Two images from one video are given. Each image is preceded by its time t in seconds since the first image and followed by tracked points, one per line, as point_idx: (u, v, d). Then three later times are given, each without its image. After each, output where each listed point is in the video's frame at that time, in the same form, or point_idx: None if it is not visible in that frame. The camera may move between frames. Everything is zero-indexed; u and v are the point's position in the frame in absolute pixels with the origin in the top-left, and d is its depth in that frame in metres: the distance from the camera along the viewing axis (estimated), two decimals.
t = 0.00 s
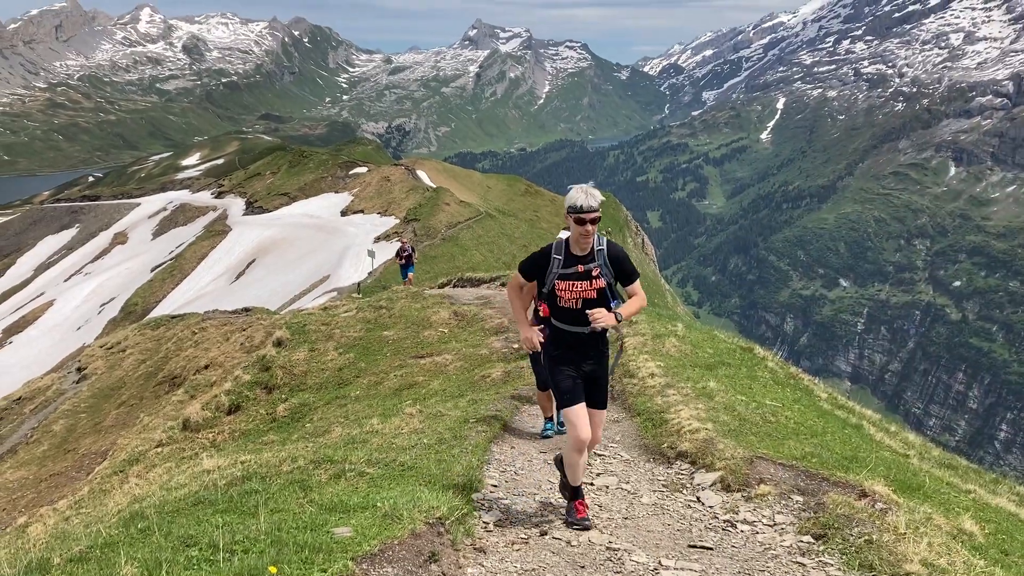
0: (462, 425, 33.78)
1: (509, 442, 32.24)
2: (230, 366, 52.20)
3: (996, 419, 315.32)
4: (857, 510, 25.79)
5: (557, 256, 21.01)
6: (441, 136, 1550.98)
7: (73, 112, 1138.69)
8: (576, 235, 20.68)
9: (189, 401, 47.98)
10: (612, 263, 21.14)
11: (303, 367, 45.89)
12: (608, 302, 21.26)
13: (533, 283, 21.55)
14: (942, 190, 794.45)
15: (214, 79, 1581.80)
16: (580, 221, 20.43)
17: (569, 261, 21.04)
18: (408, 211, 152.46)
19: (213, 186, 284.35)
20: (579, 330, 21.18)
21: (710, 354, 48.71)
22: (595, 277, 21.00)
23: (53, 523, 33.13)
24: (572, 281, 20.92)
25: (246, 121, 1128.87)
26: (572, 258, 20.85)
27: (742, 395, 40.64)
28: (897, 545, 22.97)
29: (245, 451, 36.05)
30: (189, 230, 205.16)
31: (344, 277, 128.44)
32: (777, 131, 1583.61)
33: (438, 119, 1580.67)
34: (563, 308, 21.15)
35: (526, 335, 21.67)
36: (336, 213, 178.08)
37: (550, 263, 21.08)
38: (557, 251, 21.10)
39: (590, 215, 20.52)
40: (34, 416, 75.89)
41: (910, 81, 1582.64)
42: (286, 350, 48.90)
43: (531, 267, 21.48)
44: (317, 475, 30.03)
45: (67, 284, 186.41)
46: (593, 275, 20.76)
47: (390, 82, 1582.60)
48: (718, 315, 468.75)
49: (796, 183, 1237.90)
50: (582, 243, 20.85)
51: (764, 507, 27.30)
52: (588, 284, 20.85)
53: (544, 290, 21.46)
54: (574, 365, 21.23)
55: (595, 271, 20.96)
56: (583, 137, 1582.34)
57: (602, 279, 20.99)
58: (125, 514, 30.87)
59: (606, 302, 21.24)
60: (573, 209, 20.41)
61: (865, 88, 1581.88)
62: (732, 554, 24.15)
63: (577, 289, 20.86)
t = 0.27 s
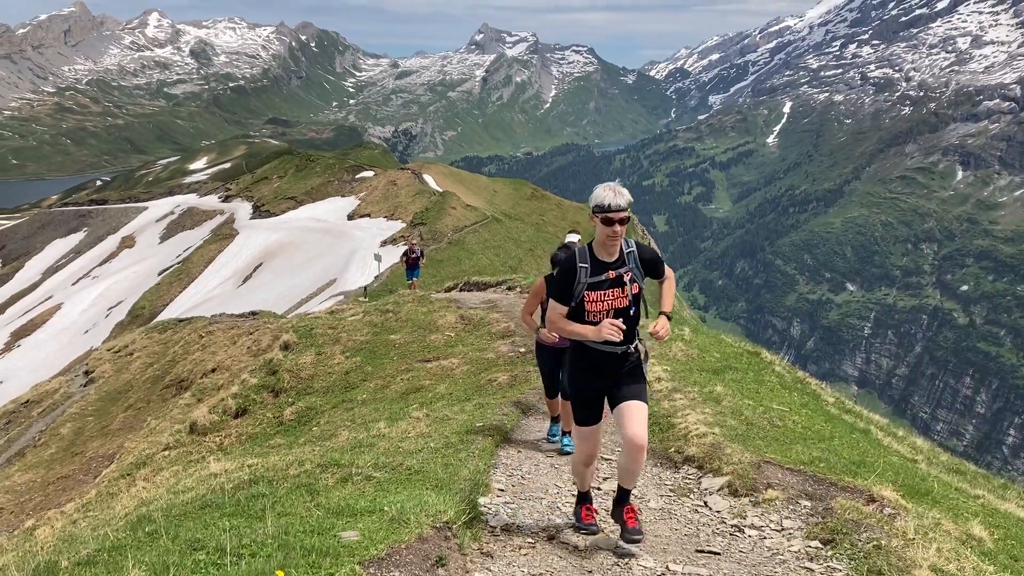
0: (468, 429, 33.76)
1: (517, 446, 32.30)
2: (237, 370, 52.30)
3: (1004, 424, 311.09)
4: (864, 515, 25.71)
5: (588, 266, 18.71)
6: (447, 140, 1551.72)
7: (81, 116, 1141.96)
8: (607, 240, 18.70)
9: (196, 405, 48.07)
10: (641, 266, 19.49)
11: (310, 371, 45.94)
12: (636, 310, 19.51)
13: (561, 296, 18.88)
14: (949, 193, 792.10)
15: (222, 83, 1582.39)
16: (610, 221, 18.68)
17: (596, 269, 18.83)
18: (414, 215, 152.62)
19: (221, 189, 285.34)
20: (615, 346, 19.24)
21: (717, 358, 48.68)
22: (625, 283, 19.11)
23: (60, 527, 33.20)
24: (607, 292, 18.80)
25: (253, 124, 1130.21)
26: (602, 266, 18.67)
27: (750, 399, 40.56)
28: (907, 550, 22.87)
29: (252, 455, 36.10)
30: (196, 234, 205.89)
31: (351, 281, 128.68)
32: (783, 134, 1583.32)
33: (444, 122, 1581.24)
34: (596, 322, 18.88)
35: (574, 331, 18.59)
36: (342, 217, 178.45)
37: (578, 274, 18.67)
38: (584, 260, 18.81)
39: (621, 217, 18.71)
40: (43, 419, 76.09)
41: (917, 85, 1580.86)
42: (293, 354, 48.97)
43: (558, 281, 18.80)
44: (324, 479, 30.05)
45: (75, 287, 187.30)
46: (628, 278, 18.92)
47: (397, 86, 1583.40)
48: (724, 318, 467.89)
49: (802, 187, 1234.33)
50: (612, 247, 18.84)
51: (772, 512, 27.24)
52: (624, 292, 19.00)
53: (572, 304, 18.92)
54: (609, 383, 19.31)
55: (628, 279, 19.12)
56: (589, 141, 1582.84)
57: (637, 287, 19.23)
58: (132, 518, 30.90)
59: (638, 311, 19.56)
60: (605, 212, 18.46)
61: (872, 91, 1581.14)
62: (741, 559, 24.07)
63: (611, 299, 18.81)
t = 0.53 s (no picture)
0: (474, 432, 33.81)
1: (523, 448, 32.32)
2: (244, 372, 52.43)
3: (1013, 428, 309.37)
4: (874, 519, 25.62)
5: (631, 267, 17.52)
6: (454, 143, 1553.16)
7: (89, 119, 1139.77)
8: (656, 241, 17.18)
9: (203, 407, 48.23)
10: (690, 278, 17.74)
11: (317, 373, 46.05)
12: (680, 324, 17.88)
13: (594, 292, 18.02)
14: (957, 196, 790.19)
15: (229, 86, 1580.93)
16: (659, 219, 17.06)
17: (640, 271, 17.58)
18: (420, 218, 152.76)
19: (227, 192, 286.08)
20: (646, 359, 17.82)
21: (724, 361, 48.67)
22: (669, 294, 17.54)
23: (69, 527, 33.36)
24: (643, 298, 17.47)
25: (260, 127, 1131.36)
26: (645, 269, 17.40)
27: (756, 402, 40.57)
28: (916, 554, 22.74)
29: (259, 456, 36.20)
30: (202, 237, 206.60)
31: (358, 282, 128.91)
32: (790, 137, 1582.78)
33: (451, 125, 1580.75)
34: (626, 329, 17.69)
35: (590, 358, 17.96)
36: (348, 219, 178.83)
37: (617, 273, 17.54)
38: (626, 260, 17.66)
39: (677, 220, 17.09)
40: (50, 421, 76.28)
41: (925, 88, 1579.87)
42: (300, 356, 49.14)
43: (592, 277, 17.78)
44: (331, 481, 30.09)
45: (82, 290, 187.99)
46: (669, 291, 17.34)
47: (404, 89, 1583.66)
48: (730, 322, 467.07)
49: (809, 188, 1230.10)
50: (659, 251, 17.41)
51: (780, 515, 27.16)
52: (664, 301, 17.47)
53: (606, 304, 17.95)
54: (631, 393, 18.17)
55: (672, 288, 17.53)
56: (595, 143, 1582.69)
57: (679, 297, 17.60)
58: (139, 519, 31.05)
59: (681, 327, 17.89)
60: (658, 209, 16.94)
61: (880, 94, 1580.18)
62: (749, 562, 24.00)
63: (647, 307, 17.44)
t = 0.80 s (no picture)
0: (482, 433, 33.82)
1: (530, 449, 32.33)
2: (251, 372, 52.53)
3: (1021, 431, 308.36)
4: (883, 521, 25.56)
5: (666, 247, 16.06)
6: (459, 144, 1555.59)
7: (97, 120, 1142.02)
8: (695, 216, 15.60)
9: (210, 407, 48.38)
10: (732, 259, 15.99)
11: (324, 373, 46.11)
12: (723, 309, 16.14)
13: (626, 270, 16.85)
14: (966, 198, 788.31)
15: (237, 87, 1581.67)
16: (698, 193, 15.49)
17: (675, 254, 16.07)
18: (427, 219, 152.82)
19: (234, 192, 286.83)
20: (688, 347, 16.17)
21: (731, 362, 48.71)
22: (710, 277, 15.89)
23: (77, 527, 33.47)
24: (684, 281, 15.88)
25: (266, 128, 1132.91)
26: (681, 251, 15.92)
27: (765, 403, 40.57)
28: (925, 556, 22.63)
29: (267, 457, 36.30)
30: (209, 237, 207.25)
31: (365, 283, 128.95)
32: (797, 139, 1581.54)
33: (457, 126, 1580.73)
34: (661, 317, 16.15)
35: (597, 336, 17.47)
36: (355, 220, 179.06)
37: (651, 255, 16.14)
38: (662, 240, 16.23)
39: (717, 193, 15.60)
40: (58, 421, 76.48)
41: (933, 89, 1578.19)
42: (307, 356, 49.22)
43: (623, 256, 16.46)
44: (339, 481, 30.14)
45: (89, 290, 188.67)
46: (708, 273, 15.72)
47: (410, 90, 1583.90)
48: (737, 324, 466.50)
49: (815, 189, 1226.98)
50: (698, 229, 15.82)
51: (788, 518, 27.15)
52: (703, 285, 15.84)
53: (641, 288, 16.64)
54: (668, 387, 16.31)
55: (712, 271, 15.91)
56: (602, 144, 1582.43)
57: (721, 281, 15.95)
58: (147, 519, 31.17)
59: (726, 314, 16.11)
60: (696, 180, 15.46)
61: (887, 96, 1578.08)
62: (757, 564, 23.99)
63: (685, 292, 15.88)
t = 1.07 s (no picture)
0: (489, 432, 33.91)
1: (540, 449, 32.37)
2: (259, 372, 52.66)
3: None
4: (893, 523, 25.53)
5: (708, 269, 14.85)
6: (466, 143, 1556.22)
7: (106, 119, 1143.87)
8: (738, 223, 14.68)
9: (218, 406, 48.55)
10: (783, 269, 15.22)
11: (331, 372, 46.23)
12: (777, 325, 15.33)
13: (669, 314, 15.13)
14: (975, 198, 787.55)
15: (244, 86, 1581.49)
16: (741, 201, 14.68)
17: (720, 275, 14.92)
18: (433, 218, 152.94)
19: (241, 191, 287.59)
20: (745, 374, 15.04)
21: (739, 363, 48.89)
22: (764, 295, 14.99)
23: (86, 525, 33.59)
24: (733, 304, 14.84)
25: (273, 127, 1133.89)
26: (729, 271, 14.81)
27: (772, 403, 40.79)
28: (936, 558, 22.44)
29: (275, 456, 36.41)
30: (216, 237, 207.91)
31: (371, 282, 129.19)
32: (804, 138, 1581.09)
33: (464, 126, 1580.71)
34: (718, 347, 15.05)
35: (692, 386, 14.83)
36: (361, 219, 179.36)
37: (695, 282, 14.82)
38: (702, 263, 14.98)
39: (758, 197, 14.91)
40: (67, 419, 76.68)
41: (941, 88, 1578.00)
42: (315, 355, 49.36)
43: (669, 300, 14.95)
44: (347, 481, 30.22)
45: (97, 289, 189.43)
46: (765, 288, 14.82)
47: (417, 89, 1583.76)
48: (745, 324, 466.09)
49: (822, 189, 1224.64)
50: (739, 242, 14.88)
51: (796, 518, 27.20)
52: (760, 302, 14.95)
53: (687, 321, 15.20)
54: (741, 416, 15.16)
55: (764, 286, 15.00)
56: (608, 144, 1581.55)
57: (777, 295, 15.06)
58: (156, 518, 31.27)
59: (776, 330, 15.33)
60: (737, 184, 14.66)
61: (895, 95, 1576.07)
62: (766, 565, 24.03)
63: (741, 315, 14.80)
